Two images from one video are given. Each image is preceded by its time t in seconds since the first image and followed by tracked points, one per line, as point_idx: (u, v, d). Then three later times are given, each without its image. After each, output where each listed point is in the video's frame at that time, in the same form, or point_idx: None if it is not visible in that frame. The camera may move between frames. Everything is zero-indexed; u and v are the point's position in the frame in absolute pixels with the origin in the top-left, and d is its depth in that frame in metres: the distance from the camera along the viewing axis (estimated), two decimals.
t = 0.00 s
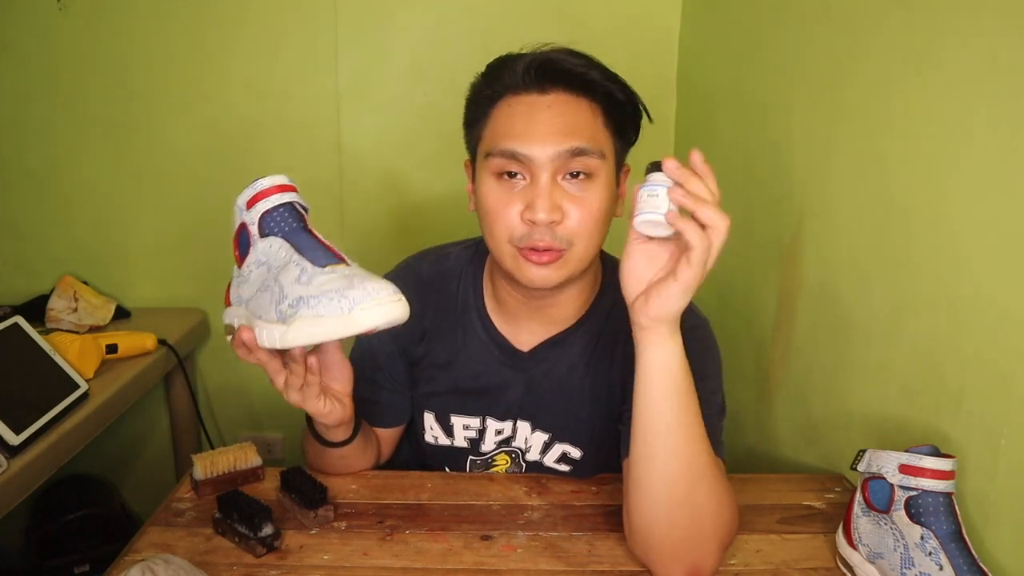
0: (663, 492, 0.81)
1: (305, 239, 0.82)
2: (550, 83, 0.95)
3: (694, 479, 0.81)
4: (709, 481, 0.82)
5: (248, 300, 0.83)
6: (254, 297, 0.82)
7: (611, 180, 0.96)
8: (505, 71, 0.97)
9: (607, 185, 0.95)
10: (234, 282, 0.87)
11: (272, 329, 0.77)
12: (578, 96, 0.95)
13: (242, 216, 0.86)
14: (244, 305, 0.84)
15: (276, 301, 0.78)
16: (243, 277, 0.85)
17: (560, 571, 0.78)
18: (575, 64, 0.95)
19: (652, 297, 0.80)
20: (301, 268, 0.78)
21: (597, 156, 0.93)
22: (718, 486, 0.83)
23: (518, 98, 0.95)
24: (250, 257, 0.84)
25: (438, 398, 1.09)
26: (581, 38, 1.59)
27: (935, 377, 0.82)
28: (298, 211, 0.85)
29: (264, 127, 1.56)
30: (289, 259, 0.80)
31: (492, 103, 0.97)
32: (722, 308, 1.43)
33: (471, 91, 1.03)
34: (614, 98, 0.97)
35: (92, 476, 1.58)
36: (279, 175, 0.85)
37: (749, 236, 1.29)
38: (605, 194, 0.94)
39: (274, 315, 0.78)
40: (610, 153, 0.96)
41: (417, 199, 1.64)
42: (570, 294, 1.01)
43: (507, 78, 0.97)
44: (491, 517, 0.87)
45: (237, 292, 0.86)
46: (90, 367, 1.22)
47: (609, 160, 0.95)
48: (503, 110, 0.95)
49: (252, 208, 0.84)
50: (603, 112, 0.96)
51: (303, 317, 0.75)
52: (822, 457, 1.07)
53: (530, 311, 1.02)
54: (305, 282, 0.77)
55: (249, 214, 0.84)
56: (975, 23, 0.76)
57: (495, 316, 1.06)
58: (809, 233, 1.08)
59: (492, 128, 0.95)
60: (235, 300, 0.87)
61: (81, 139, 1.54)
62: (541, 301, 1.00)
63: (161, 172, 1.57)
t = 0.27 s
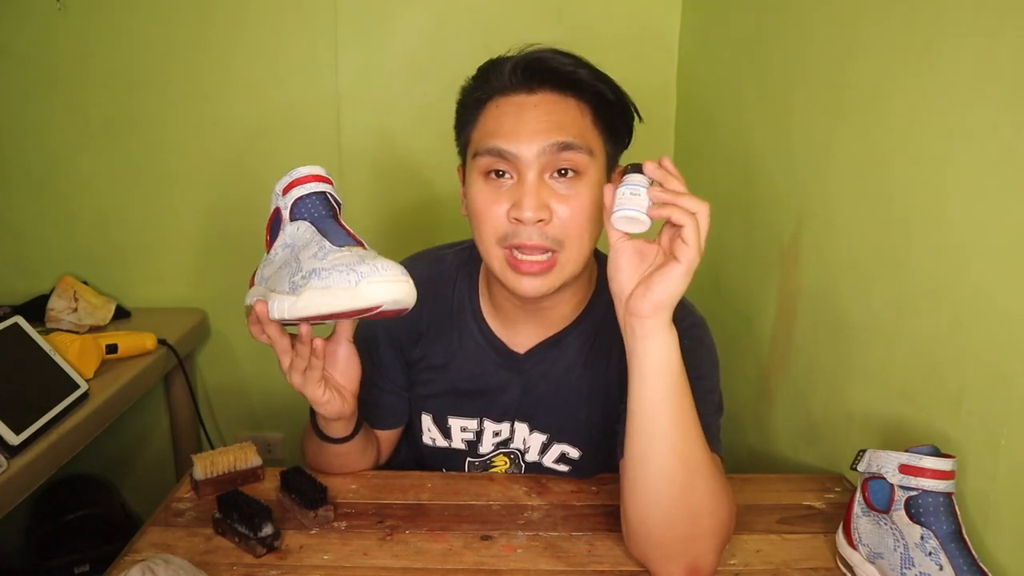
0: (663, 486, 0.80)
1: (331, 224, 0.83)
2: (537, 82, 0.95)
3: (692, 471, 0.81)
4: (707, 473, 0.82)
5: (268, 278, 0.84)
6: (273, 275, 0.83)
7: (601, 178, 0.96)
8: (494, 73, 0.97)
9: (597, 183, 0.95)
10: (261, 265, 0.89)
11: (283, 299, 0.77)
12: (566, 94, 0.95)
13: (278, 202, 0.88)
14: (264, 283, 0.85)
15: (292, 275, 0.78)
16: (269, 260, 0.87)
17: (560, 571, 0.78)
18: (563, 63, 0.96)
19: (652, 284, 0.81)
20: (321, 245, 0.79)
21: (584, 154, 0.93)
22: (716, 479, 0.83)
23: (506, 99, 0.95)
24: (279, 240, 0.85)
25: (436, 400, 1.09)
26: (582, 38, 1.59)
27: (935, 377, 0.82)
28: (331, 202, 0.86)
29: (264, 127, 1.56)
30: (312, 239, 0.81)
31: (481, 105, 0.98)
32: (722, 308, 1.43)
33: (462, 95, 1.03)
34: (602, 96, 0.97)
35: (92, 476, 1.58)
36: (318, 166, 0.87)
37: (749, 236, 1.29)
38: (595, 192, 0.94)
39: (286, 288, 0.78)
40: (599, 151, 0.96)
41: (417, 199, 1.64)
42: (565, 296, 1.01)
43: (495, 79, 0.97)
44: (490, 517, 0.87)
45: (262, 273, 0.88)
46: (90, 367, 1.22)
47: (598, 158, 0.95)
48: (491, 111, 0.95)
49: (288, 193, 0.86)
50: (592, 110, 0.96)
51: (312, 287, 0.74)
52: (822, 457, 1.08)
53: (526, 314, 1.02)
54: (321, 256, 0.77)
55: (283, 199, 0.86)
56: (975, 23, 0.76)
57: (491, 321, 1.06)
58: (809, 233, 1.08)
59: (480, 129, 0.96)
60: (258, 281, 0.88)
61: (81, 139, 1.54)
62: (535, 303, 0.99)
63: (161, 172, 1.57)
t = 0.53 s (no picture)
0: (662, 488, 0.80)
1: (334, 245, 0.81)
2: (524, 77, 0.95)
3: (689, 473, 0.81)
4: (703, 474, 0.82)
5: (268, 295, 0.83)
6: (273, 294, 0.82)
7: (589, 171, 0.97)
8: (482, 69, 0.97)
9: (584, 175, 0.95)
10: (262, 274, 0.88)
11: (286, 330, 0.77)
12: (552, 89, 0.95)
13: (279, 212, 0.85)
14: (265, 299, 0.84)
15: (293, 302, 0.78)
16: (269, 272, 0.85)
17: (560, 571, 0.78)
18: (549, 57, 0.96)
19: (634, 293, 0.80)
20: (323, 272, 0.78)
21: (572, 147, 0.93)
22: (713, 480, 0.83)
23: (493, 94, 0.95)
24: (279, 254, 0.84)
25: (433, 396, 1.10)
26: (582, 37, 1.59)
27: (935, 377, 0.82)
28: (334, 215, 0.84)
29: (264, 126, 1.56)
30: (313, 262, 0.80)
31: (470, 102, 0.98)
32: (722, 307, 1.43)
33: (451, 91, 1.04)
34: (587, 89, 0.97)
35: (92, 476, 1.58)
36: (318, 175, 0.84)
37: (749, 236, 1.29)
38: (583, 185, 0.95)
39: (288, 316, 0.78)
40: (586, 144, 0.96)
41: (417, 198, 1.64)
42: (556, 288, 1.02)
43: (482, 75, 0.97)
44: (491, 517, 0.87)
45: (263, 285, 0.86)
46: (90, 367, 1.22)
47: (585, 151, 0.96)
48: (480, 108, 0.96)
49: (289, 206, 0.83)
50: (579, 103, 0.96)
51: (316, 322, 0.75)
52: (822, 457, 1.07)
53: (519, 308, 1.03)
54: (323, 287, 0.76)
55: (285, 212, 0.84)
56: (975, 23, 0.76)
57: (486, 316, 1.07)
58: (809, 232, 1.08)
59: (470, 125, 0.96)
60: (258, 293, 0.87)
61: (81, 139, 1.54)
62: (526, 296, 1.01)
63: (161, 172, 1.57)
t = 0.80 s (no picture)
0: (685, 460, 0.82)
1: (338, 254, 0.82)
2: (486, 55, 0.98)
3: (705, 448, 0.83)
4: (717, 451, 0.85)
5: (273, 292, 0.84)
6: (276, 295, 0.83)
7: (552, 142, 0.97)
8: (447, 50, 1.00)
9: (546, 144, 0.96)
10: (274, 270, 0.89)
11: (277, 335, 0.77)
12: (510, 64, 0.97)
13: (295, 210, 0.86)
14: (270, 295, 0.85)
15: (288, 307, 0.78)
16: (280, 269, 0.86)
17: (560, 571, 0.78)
18: (507, 33, 0.98)
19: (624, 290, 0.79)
20: (321, 280, 0.78)
21: (531, 117, 0.94)
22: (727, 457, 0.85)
23: (458, 72, 0.98)
24: (290, 252, 0.85)
25: (416, 378, 1.09)
26: (582, 37, 1.59)
27: (935, 376, 0.82)
28: (347, 221, 0.85)
29: (264, 126, 1.56)
30: (314, 269, 0.80)
31: (436, 81, 1.01)
32: (722, 307, 1.43)
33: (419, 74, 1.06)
34: (546, 64, 0.99)
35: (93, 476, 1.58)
36: (338, 180, 0.85)
37: (749, 236, 1.29)
38: (544, 154, 0.95)
39: (281, 321, 0.78)
40: (547, 116, 0.98)
41: (417, 198, 1.64)
42: (526, 259, 1.03)
43: (446, 56, 1.00)
44: (490, 517, 0.87)
45: (273, 280, 0.87)
46: (90, 367, 1.22)
47: (547, 123, 0.97)
48: (444, 85, 0.98)
49: (304, 205, 0.84)
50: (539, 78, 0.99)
51: (302, 333, 0.75)
52: (822, 457, 1.07)
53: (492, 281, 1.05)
54: (318, 297, 0.77)
55: (300, 210, 0.85)
56: (975, 23, 0.75)
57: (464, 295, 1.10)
58: (809, 232, 1.08)
59: (435, 103, 0.98)
60: (266, 287, 0.88)
61: (81, 139, 1.55)
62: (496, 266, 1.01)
63: (162, 172, 1.57)
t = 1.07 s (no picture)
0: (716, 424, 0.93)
1: (359, 255, 0.83)
2: (496, 54, 1.01)
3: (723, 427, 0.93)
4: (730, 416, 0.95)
5: (290, 287, 0.84)
6: (293, 291, 0.83)
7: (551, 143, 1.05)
8: (449, 40, 1.01)
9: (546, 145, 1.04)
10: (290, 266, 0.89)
11: (292, 330, 0.78)
12: (518, 66, 1.01)
13: (318, 208, 0.87)
14: (287, 290, 0.85)
15: (305, 303, 0.79)
16: (297, 266, 0.87)
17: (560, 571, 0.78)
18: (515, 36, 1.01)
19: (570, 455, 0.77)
20: (341, 280, 0.79)
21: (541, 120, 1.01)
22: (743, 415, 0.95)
23: (467, 68, 1.00)
24: (309, 250, 0.85)
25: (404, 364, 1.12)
26: (582, 38, 1.59)
27: (935, 376, 0.82)
28: (369, 225, 0.86)
29: (264, 126, 1.56)
30: (334, 267, 0.81)
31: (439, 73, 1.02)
32: (722, 307, 1.43)
33: (407, 58, 1.06)
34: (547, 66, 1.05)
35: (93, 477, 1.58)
36: (362, 182, 0.86)
37: (749, 236, 1.29)
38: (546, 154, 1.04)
39: (297, 316, 0.79)
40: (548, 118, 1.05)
41: (417, 199, 1.64)
42: (520, 249, 1.10)
43: (451, 48, 1.01)
44: (490, 517, 0.87)
45: (289, 276, 0.88)
46: (90, 367, 1.22)
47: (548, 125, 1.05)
48: (455, 80, 1.00)
49: (327, 204, 0.85)
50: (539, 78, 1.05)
51: (318, 330, 0.75)
52: (822, 456, 1.07)
53: (483, 266, 1.10)
54: (336, 296, 0.77)
55: (322, 209, 0.86)
56: (975, 23, 0.76)
57: (447, 276, 1.13)
58: (809, 232, 1.08)
59: (444, 96, 1.01)
60: (283, 282, 0.88)
61: (81, 139, 1.55)
62: (495, 255, 1.08)
63: (162, 172, 1.57)
